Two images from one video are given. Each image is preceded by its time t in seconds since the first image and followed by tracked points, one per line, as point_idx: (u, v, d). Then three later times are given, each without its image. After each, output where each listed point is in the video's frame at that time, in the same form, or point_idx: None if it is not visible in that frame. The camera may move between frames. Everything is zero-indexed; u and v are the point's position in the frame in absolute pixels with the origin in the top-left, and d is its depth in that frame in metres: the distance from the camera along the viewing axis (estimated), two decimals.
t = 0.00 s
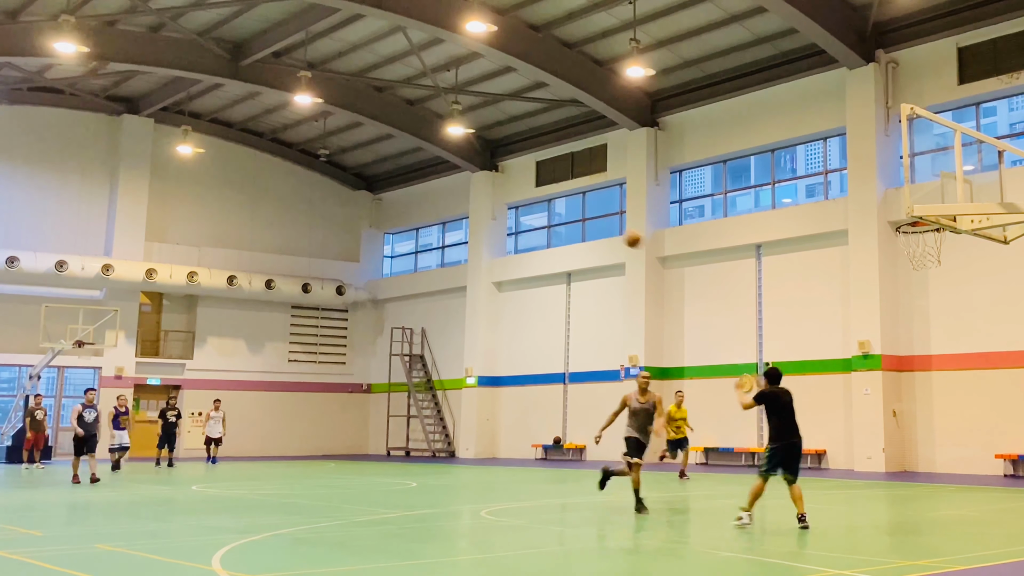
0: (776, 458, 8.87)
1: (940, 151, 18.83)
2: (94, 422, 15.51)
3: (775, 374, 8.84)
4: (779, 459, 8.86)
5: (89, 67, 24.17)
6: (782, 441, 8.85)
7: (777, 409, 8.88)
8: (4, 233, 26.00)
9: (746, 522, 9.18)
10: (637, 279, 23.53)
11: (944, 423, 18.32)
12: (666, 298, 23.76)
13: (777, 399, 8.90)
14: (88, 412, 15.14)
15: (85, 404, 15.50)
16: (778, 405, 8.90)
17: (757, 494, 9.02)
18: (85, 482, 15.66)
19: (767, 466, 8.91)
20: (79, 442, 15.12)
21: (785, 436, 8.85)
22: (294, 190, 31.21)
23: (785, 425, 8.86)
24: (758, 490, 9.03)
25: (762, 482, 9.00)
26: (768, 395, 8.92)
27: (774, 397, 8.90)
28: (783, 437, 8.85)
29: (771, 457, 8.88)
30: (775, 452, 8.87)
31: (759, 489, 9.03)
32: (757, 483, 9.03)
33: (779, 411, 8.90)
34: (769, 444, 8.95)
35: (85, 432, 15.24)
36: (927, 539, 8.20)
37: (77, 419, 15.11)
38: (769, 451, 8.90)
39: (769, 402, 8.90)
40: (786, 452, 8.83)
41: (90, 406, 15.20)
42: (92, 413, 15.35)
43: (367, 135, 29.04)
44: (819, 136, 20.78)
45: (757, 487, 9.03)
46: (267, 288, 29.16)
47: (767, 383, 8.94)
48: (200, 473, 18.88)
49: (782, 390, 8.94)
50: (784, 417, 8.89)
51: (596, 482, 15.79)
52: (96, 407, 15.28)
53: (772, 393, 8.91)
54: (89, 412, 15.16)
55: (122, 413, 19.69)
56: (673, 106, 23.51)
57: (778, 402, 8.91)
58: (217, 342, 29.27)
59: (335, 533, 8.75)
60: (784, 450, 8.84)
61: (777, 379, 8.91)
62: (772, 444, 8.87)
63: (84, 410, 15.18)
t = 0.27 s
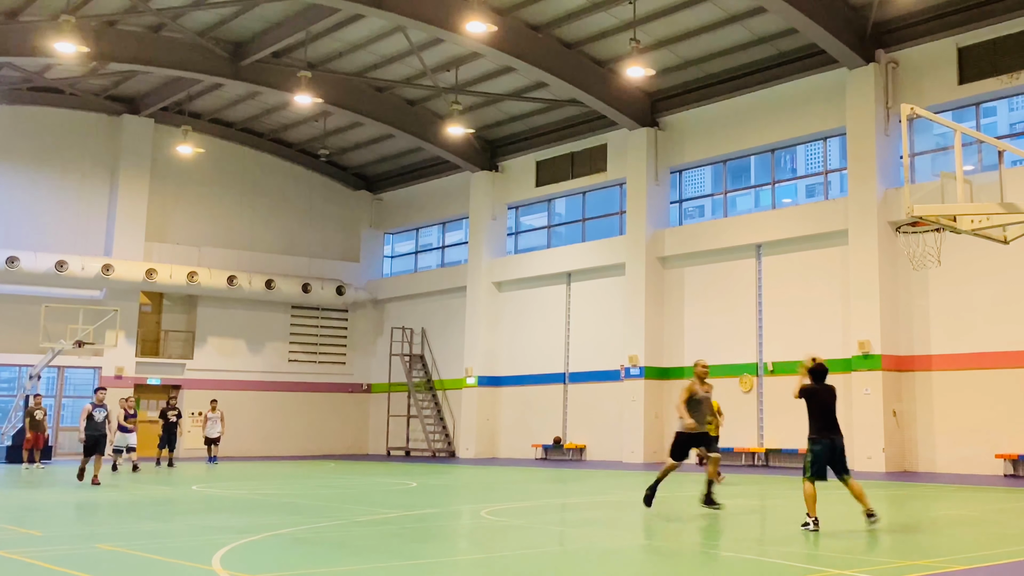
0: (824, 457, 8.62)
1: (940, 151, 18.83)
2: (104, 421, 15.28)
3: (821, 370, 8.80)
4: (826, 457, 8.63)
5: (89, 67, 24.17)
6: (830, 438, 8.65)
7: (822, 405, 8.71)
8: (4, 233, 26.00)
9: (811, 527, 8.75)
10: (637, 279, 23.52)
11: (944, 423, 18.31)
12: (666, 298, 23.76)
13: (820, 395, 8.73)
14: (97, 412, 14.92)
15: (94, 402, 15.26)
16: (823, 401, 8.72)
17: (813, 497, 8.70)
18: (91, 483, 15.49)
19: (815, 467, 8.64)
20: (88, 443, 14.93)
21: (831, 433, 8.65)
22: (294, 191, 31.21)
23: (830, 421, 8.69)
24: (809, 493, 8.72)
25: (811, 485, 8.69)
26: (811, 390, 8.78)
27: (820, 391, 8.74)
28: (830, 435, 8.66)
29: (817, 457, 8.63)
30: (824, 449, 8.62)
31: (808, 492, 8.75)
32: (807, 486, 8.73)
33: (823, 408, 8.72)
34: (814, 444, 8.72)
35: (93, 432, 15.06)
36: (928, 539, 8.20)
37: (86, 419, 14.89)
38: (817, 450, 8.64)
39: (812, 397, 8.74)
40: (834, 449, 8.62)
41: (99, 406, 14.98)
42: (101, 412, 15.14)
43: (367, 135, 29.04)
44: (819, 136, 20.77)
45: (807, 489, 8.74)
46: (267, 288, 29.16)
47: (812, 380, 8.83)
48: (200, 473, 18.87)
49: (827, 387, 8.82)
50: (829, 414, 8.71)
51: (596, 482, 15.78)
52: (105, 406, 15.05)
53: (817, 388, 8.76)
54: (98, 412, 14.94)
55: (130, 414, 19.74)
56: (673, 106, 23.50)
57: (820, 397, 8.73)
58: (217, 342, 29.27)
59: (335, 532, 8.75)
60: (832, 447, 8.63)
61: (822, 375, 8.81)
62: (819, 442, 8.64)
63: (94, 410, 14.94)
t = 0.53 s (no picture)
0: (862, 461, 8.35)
1: (940, 151, 18.83)
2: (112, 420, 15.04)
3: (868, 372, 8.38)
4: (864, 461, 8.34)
5: (89, 67, 24.17)
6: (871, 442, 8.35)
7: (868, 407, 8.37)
8: (4, 233, 26.00)
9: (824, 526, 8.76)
10: (637, 279, 23.52)
11: (944, 423, 18.31)
12: (666, 298, 23.76)
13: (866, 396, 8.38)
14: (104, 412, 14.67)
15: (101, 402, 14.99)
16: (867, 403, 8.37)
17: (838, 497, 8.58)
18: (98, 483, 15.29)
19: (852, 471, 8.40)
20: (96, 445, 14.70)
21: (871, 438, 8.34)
22: (294, 191, 31.22)
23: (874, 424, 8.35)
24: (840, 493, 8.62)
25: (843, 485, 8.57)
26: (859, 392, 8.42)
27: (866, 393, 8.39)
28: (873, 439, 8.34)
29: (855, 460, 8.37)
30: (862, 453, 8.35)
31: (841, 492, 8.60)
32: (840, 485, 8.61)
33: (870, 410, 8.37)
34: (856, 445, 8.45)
35: (101, 432, 14.82)
36: (929, 539, 8.20)
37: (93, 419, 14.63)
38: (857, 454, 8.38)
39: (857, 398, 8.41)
40: (875, 454, 8.30)
41: (106, 406, 14.73)
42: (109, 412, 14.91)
43: (367, 136, 29.04)
44: (819, 136, 20.77)
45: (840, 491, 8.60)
46: (267, 288, 29.15)
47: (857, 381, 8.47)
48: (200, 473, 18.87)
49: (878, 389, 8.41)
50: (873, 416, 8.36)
51: (596, 482, 15.78)
52: (112, 406, 14.80)
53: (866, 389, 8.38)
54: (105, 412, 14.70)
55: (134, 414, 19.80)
56: (673, 106, 23.51)
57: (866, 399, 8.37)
58: (217, 342, 29.27)
59: (335, 533, 8.75)
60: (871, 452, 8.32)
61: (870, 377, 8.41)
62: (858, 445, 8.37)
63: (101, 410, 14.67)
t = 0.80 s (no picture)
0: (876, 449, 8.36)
1: (940, 151, 18.83)
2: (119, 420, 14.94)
3: (887, 360, 8.40)
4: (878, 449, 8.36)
5: (89, 67, 24.17)
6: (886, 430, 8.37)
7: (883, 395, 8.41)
8: (4, 234, 26.00)
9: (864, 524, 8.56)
10: (637, 278, 23.52)
11: (944, 423, 18.31)
12: (666, 298, 23.76)
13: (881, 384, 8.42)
14: (112, 411, 14.58)
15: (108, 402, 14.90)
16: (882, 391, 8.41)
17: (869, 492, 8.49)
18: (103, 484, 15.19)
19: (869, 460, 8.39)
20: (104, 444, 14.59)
21: (885, 425, 8.37)
22: (294, 191, 31.21)
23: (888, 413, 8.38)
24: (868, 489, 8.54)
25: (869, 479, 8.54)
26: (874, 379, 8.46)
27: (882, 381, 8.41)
28: (887, 427, 8.36)
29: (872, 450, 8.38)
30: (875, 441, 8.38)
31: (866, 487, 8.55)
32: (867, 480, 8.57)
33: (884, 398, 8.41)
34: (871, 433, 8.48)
35: (110, 433, 14.64)
36: (929, 539, 8.20)
37: (101, 419, 14.52)
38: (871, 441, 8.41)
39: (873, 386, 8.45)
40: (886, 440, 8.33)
41: (113, 406, 14.65)
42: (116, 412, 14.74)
43: (367, 136, 29.04)
44: (819, 135, 20.77)
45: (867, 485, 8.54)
46: (267, 288, 29.15)
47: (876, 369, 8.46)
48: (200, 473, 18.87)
49: (895, 377, 8.43)
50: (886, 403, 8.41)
51: (596, 482, 15.78)
52: (119, 404, 14.70)
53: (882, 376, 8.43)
54: (112, 411, 14.62)
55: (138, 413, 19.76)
56: (673, 106, 23.51)
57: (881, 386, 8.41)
58: (217, 342, 29.27)
59: (335, 533, 8.74)
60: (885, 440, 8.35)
61: (889, 365, 8.42)
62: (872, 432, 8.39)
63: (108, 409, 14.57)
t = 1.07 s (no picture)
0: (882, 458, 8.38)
1: (940, 151, 18.84)
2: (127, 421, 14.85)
3: (892, 366, 8.30)
4: (884, 458, 8.37)
5: (89, 67, 24.17)
6: (891, 439, 8.37)
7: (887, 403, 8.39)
8: (4, 234, 25.99)
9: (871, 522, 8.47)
10: (637, 278, 23.51)
11: (944, 423, 18.31)
12: (666, 298, 23.76)
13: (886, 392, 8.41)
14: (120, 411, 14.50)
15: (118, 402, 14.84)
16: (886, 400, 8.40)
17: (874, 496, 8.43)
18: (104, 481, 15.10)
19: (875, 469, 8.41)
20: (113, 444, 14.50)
21: (889, 434, 8.37)
22: (294, 191, 31.21)
23: (894, 422, 8.37)
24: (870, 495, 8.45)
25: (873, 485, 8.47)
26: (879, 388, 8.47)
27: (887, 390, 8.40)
28: (892, 436, 8.36)
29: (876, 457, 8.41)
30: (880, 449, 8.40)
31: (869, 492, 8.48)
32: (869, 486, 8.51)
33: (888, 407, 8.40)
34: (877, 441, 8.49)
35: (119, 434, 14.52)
36: (929, 539, 8.20)
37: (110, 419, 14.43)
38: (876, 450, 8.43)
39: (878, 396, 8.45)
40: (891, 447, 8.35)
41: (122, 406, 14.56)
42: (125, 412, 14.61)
43: (366, 135, 29.04)
44: (819, 135, 20.77)
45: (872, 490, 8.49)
46: (267, 288, 29.15)
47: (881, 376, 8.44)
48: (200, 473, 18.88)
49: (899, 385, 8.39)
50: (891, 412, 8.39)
51: (597, 482, 15.79)
52: (128, 405, 14.56)
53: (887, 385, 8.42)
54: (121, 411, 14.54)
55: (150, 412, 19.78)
56: (673, 106, 23.52)
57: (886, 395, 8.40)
58: (216, 342, 29.27)
59: (336, 533, 8.75)
60: (889, 449, 8.36)
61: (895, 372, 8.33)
62: (877, 441, 8.42)
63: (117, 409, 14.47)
